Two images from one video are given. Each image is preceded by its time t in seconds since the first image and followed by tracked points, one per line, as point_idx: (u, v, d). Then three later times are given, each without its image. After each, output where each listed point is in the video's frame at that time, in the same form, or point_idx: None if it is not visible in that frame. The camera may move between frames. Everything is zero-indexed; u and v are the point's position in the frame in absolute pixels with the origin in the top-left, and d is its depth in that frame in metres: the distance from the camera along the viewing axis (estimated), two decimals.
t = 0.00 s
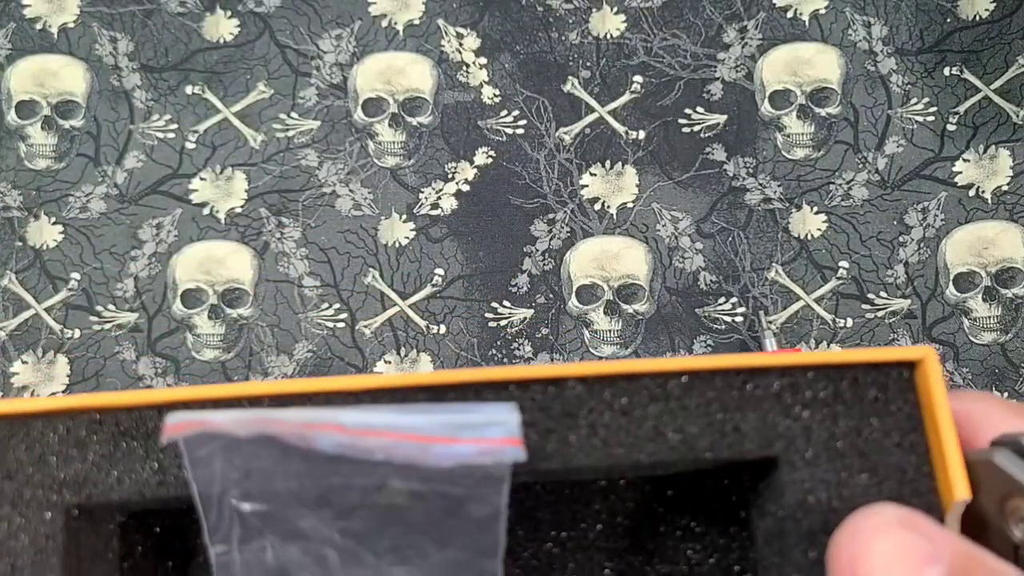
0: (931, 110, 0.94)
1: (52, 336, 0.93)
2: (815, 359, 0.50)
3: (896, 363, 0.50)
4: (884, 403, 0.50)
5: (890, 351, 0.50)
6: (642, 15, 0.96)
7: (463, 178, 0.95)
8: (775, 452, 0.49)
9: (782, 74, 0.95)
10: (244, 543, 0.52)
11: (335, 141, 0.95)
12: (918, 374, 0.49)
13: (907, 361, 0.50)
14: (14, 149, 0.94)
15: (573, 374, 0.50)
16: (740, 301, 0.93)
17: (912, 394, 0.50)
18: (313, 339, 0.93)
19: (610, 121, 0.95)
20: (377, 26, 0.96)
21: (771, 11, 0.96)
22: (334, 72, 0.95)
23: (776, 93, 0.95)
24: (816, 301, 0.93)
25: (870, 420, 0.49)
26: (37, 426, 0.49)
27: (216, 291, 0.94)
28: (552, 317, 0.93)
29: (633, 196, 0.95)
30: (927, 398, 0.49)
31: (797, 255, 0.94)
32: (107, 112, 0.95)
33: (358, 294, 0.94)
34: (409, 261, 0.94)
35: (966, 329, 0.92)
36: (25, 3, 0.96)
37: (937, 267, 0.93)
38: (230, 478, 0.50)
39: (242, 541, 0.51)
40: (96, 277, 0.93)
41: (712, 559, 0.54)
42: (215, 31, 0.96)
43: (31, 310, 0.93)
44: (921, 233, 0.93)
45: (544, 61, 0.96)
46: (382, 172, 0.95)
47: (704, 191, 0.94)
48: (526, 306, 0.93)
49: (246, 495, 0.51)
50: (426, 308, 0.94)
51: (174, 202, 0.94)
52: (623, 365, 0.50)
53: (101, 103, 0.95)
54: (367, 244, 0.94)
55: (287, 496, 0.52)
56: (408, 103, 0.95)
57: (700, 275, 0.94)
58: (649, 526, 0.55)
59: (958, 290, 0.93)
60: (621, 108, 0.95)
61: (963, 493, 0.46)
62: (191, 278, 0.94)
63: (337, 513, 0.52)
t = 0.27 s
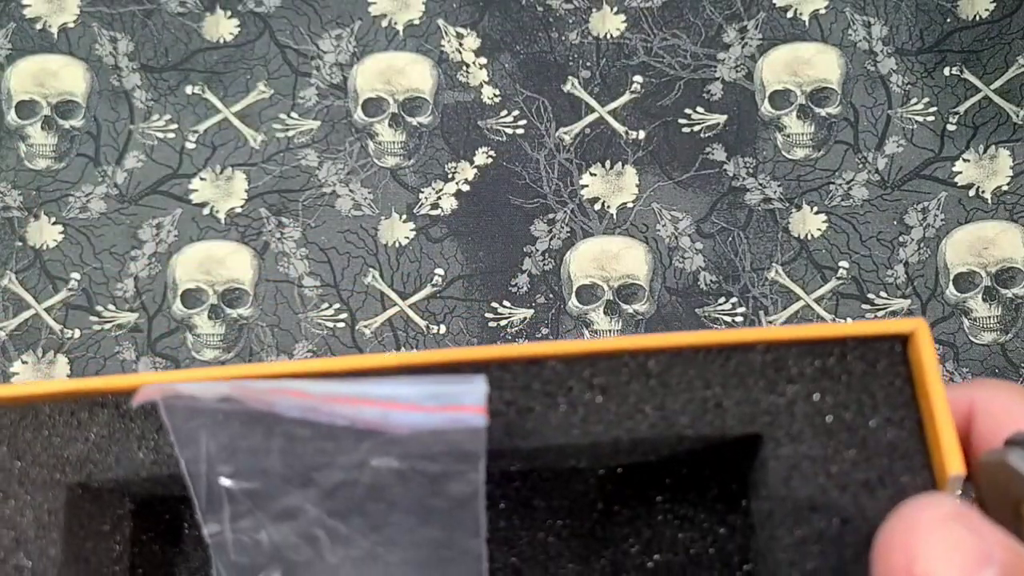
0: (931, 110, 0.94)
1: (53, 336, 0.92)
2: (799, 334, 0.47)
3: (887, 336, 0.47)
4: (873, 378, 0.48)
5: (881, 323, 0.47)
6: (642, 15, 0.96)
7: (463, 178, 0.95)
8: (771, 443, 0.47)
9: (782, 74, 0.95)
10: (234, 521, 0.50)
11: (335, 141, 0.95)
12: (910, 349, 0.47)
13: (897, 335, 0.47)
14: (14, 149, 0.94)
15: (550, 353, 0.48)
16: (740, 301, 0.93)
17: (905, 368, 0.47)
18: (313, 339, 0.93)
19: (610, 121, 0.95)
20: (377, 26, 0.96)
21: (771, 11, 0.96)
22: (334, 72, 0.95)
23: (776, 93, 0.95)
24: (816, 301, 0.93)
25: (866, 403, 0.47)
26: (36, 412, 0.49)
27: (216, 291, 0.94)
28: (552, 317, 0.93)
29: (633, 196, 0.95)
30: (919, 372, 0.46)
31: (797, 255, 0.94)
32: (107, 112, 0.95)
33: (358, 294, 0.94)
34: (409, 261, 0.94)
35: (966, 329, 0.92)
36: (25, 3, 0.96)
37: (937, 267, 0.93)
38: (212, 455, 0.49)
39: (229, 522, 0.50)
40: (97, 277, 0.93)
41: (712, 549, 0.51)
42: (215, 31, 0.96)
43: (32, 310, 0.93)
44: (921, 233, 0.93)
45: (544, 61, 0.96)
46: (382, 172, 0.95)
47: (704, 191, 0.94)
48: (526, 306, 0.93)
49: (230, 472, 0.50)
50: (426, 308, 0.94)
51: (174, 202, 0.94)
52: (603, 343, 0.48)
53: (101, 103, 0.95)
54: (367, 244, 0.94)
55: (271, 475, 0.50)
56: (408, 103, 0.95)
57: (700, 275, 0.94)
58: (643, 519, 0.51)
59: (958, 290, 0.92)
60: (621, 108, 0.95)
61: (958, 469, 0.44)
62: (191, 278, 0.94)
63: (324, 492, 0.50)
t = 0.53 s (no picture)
0: (931, 110, 0.94)
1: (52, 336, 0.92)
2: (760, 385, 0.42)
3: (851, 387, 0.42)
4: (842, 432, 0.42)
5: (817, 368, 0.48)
6: (642, 15, 0.96)
7: (463, 178, 0.95)
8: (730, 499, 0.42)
9: (782, 74, 0.95)
10: None
11: (335, 141, 0.95)
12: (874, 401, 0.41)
13: (854, 387, 0.42)
14: (14, 149, 0.94)
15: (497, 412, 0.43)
16: (740, 301, 0.93)
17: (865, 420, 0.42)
18: (313, 339, 0.93)
19: (610, 121, 0.95)
20: (376, 26, 0.96)
21: (771, 10, 0.96)
22: (334, 72, 0.95)
23: (776, 93, 0.95)
24: (816, 301, 0.93)
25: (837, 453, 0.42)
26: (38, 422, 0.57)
27: (216, 291, 0.93)
28: (552, 317, 0.93)
29: (633, 196, 0.95)
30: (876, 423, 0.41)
31: (797, 255, 0.94)
32: (107, 112, 0.95)
33: (358, 294, 0.94)
34: (409, 261, 0.94)
35: (966, 329, 0.92)
36: (25, 4, 0.96)
37: (937, 267, 0.93)
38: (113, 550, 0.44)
39: None
40: (96, 277, 0.93)
41: None
42: (215, 31, 0.96)
43: (31, 310, 0.92)
44: (921, 233, 0.93)
45: (544, 61, 0.96)
46: (382, 172, 0.95)
47: (704, 191, 0.94)
48: (526, 306, 0.93)
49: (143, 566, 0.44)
50: (426, 308, 0.94)
51: (174, 202, 0.94)
52: (562, 399, 0.43)
53: (100, 103, 0.95)
54: (367, 244, 0.94)
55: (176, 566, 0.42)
56: (408, 103, 0.95)
57: (700, 275, 0.94)
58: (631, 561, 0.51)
59: (958, 290, 0.93)
60: (621, 108, 0.95)
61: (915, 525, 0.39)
62: (191, 278, 0.93)
63: None
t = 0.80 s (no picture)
0: (931, 110, 0.94)
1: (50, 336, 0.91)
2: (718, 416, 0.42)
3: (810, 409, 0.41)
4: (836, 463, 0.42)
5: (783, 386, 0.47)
6: (642, 15, 0.96)
7: (463, 178, 0.95)
8: (700, 533, 0.42)
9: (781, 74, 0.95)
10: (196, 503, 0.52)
11: (335, 141, 0.95)
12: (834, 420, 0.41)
13: (816, 406, 0.42)
14: (14, 149, 0.94)
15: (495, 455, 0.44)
16: (740, 301, 0.93)
17: (831, 438, 0.41)
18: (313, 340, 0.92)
19: (610, 121, 0.95)
20: (376, 26, 0.96)
21: (771, 11, 0.96)
22: (334, 72, 0.95)
23: (776, 93, 0.95)
24: (816, 301, 0.93)
25: (806, 477, 0.42)
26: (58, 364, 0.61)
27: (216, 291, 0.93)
28: (552, 317, 0.93)
29: (633, 196, 0.95)
30: (844, 443, 0.41)
31: (797, 255, 0.94)
32: (107, 112, 0.95)
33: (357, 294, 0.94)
34: (409, 261, 0.94)
35: (966, 329, 0.92)
36: (25, 3, 0.96)
37: (938, 267, 0.93)
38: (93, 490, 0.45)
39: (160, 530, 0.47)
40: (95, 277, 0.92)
41: None
42: (215, 31, 0.96)
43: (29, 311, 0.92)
44: (921, 233, 0.93)
45: (544, 61, 0.96)
46: (382, 172, 0.95)
47: (704, 191, 0.94)
48: (526, 306, 0.93)
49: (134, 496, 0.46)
50: (426, 308, 0.94)
51: (174, 202, 0.94)
52: (526, 444, 0.43)
53: (101, 103, 0.95)
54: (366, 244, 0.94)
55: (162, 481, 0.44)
56: (408, 103, 0.95)
57: (700, 275, 0.94)
58: None
59: (957, 290, 0.93)
60: (621, 108, 0.95)
61: (891, 547, 0.39)
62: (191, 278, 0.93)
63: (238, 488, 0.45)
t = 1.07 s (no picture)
0: (931, 110, 0.94)
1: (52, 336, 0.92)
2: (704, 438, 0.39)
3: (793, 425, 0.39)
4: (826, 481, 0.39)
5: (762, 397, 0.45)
6: (643, 15, 0.96)
7: (463, 178, 0.95)
8: (692, 558, 0.39)
9: (781, 74, 0.95)
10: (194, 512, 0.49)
11: (335, 141, 0.95)
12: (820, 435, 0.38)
13: (800, 422, 0.39)
14: (14, 149, 0.94)
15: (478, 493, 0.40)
16: (740, 301, 0.93)
17: (816, 454, 0.39)
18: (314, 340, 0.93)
19: (610, 121, 0.95)
20: (377, 26, 0.96)
21: (771, 11, 0.96)
22: (334, 72, 0.95)
23: (776, 93, 0.95)
24: (816, 301, 0.93)
25: (795, 495, 0.39)
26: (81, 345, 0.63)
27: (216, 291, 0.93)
28: (552, 317, 0.93)
29: (633, 196, 0.95)
30: (830, 458, 0.38)
31: (797, 255, 0.94)
32: (107, 112, 0.95)
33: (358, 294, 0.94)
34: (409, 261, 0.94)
35: (966, 329, 0.92)
36: (25, 3, 0.96)
37: (938, 267, 0.93)
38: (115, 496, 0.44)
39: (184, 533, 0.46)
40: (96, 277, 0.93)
41: None
42: (215, 31, 0.96)
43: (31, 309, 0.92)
44: (921, 233, 0.93)
45: (544, 61, 0.96)
46: (382, 172, 0.95)
47: (704, 191, 0.94)
48: (526, 306, 0.93)
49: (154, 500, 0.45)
50: (426, 308, 0.94)
51: (174, 202, 0.94)
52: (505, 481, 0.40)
53: (100, 103, 0.95)
54: (367, 244, 0.94)
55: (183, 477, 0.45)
56: (408, 103, 0.95)
57: (700, 275, 0.94)
58: None
59: (958, 290, 0.93)
60: (621, 108, 0.95)
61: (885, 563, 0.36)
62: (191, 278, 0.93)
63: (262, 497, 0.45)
